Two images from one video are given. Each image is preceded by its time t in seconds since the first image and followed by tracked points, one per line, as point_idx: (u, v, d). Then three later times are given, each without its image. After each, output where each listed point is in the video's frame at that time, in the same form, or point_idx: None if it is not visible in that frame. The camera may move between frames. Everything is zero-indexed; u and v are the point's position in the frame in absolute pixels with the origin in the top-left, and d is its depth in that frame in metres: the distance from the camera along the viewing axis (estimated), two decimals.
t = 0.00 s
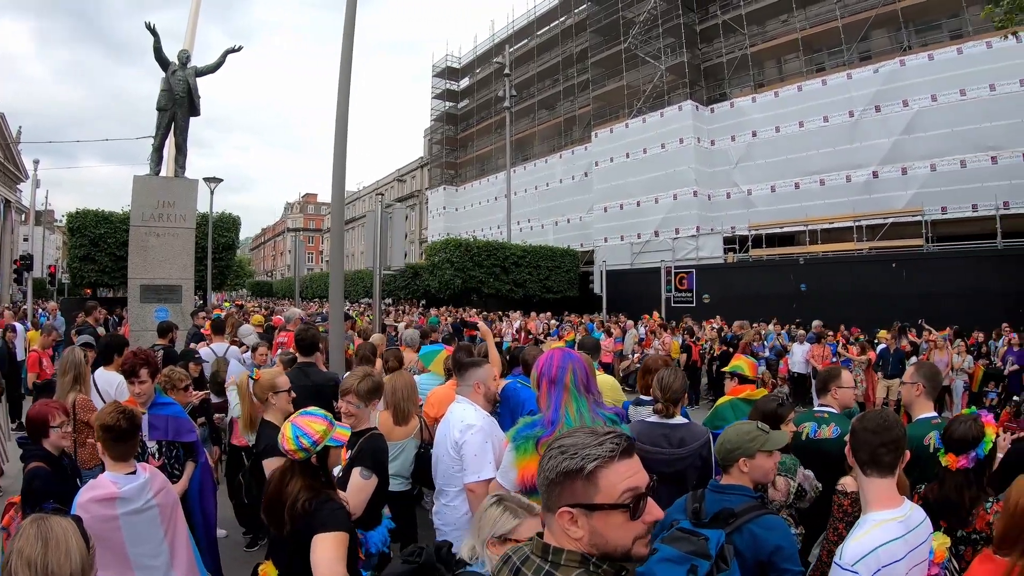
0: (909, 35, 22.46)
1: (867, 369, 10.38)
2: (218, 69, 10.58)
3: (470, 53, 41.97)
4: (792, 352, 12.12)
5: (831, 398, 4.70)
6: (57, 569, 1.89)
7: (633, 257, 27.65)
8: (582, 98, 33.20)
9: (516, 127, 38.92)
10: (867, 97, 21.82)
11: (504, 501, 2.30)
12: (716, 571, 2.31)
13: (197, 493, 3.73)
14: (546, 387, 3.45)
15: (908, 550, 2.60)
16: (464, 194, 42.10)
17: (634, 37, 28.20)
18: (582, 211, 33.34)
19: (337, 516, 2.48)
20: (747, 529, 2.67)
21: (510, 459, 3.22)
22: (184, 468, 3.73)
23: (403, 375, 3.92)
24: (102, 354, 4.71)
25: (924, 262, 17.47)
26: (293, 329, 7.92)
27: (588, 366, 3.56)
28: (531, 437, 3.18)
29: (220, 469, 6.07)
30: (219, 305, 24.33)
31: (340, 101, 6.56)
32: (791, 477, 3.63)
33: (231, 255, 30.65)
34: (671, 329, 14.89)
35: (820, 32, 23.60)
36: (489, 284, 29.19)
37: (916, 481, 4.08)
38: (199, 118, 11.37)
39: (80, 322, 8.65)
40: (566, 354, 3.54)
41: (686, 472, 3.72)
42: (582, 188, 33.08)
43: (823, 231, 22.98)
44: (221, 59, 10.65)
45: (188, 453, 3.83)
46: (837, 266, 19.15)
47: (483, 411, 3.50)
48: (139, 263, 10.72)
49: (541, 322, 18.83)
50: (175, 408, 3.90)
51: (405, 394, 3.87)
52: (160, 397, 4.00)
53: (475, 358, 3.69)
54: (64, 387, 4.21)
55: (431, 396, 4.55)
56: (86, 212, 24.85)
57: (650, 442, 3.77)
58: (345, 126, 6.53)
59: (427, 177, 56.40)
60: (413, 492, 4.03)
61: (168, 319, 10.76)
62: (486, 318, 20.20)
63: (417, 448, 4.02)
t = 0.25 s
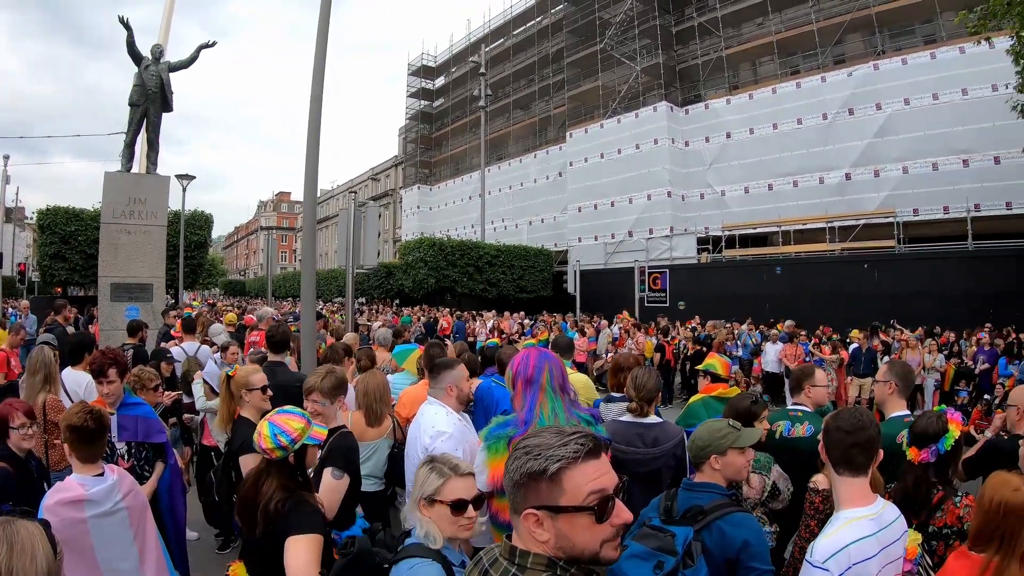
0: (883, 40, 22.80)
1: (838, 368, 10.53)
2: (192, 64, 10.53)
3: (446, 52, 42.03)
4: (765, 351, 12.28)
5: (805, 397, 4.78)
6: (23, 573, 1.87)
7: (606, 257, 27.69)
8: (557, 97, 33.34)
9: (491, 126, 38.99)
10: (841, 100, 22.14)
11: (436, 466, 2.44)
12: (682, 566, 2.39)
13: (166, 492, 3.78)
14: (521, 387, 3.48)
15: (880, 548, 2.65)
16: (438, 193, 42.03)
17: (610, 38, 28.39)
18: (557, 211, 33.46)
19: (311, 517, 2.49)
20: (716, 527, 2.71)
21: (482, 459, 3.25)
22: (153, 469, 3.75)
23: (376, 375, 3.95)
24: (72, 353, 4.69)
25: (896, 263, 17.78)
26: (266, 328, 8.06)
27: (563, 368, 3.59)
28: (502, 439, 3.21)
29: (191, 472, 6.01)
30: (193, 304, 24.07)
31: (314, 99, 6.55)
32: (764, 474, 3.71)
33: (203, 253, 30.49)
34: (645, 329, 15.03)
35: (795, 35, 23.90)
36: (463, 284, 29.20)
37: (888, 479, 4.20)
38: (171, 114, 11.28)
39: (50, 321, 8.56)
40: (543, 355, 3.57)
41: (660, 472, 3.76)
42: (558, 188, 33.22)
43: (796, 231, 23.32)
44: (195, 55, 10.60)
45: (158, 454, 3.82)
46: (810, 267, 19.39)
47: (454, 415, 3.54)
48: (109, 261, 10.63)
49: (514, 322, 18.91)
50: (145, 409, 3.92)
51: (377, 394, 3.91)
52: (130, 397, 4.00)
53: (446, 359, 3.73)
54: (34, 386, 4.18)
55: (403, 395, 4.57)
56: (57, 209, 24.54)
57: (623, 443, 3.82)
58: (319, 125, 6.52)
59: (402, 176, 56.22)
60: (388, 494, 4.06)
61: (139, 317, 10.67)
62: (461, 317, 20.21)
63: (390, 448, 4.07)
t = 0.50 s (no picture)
0: (872, 42, 22.96)
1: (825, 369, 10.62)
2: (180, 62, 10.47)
3: (435, 51, 42.02)
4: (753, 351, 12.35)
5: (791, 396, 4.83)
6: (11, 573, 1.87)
7: (594, 257, 27.76)
8: (546, 97, 33.38)
9: (480, 126, 39.03)
10: (829, 102, 22.29)
11: (406, 463, 2.45)
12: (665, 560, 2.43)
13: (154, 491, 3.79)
14: (509, 387, 3.50)
15: (863, 546, 2.69)
16: (427, 193, 42.01)
17: (600, 39, 28.44)
18: (545, 211, 33.48)
19: (287, 513, 2.51)
20: (699, 521, 2.74)
21: (468, 458, 3.25)
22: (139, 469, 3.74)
23: (364, 374, 3.97)
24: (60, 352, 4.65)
25: (884, 264, 17.90)
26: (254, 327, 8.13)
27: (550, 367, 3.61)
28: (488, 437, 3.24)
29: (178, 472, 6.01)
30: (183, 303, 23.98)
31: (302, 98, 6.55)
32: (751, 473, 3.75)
33: (190, 253, 30.40)
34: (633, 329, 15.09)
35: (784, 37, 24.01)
36: (451, 284, 29.18)
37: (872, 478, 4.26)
38: (160, 112, 11.23)
39: (37, 321, 8.53)
40: (531, 354, 3.59)
41: (648, 470, 3.78)
42: (546, 188, 33.26)
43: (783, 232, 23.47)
44: (182, 54, 10.55)
45: (145, 454, 3.82)
46: (798, 267, 19.50)
47: (441, 414, 3.56)
48: (97, 261, 10.58)
49: (502, 322, 18.94)
50: (133, 409, 3.92)
51: (364, 393, 3.92)
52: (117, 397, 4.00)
53: (433, 358, 3.75)
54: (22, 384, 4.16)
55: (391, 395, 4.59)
56: (44, 207, 24.42)
57: (611, 442, 3.85)
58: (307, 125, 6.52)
59: (390, 175, 56.16)
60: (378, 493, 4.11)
61: (127, 316, 10.62)
62: (450, 317, 20.21)
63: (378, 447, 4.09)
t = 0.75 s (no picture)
0: (858, 46, 23.17)
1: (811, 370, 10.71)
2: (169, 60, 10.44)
3: (423, 51, 42.03)
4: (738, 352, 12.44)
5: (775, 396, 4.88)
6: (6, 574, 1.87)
7: (581, 258, 27.91)
8: (534, 98, 33.46)
9: (468, 127, 39.07)
10: (815, 104, 22.48)
11: (407, 464, 2.46)
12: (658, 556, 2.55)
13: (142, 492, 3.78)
14: (495, 386, 3.52)
15: (849, 542, 2.74)
16: (413, 193, 41.98)
17: (588, 40, 28.53)
18: (532, 211, 33.52)
19: (251, 508, 2.54)
20: (693, 518, 2.75)
21: (454, 458, 3.26)
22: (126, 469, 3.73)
23: (351, 375, 3.99)
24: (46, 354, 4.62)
25: (868, 265, 18.04)
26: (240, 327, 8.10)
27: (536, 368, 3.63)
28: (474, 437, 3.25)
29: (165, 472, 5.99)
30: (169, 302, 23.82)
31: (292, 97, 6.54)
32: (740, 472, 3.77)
33: (177, 252, 30.23)
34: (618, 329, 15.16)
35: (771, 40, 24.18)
36: (438, 284, 29.15)
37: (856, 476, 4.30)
38: (147, 110, 11.18)
39: (23, 321, 8.46)
40: (517, 354, 3.61)
41: (633, 470, 3.81)
42: (533, 188, 33.32)
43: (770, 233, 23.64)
44: (170, 52, 10.51)
45: (132, 454, 3.82)
46: (784, 268, 19.63)
47: (425, 412, 3.59)
48: (83, 260, 10.51)
49: (488, 322, 18.97)
50: (119, 409, 3.91)
51: (352, 394, 3.93)
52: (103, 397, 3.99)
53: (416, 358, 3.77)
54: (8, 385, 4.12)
55: (378, 395, 4.61)
56: (29, 206, 24.22)
57: (599, 442, 3.88)
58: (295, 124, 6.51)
59: (377, 175, 56.10)
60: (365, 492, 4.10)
61: (113, 316, 10.54)
62: (437, 317, 20.21)
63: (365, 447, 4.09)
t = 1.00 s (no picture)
0: (841, 48, 23.38)
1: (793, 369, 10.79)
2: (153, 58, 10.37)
3: (407, 51, 41.98)
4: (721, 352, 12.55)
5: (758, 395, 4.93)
6: None
7: (565, 258, 27.98)
8: (518, 98, 33.51)
9: (452, 127, 39.07)
10: (799, 106, 22.67)
11: (397, 465, 2.46)
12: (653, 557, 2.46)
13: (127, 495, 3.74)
14: (479, 386, 3.55)
15: (835, 538, 2.79)
16: (397, 193, 41.88)
17: (572, 40, 28.61)
18: (516, 212, 33.56)
19: (219, 503, 2.58)
20: (689, 519, 2.77)
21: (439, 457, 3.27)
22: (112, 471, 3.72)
23: (336, 375, 4.02)
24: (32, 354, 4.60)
25: (850, 266, 18.22)
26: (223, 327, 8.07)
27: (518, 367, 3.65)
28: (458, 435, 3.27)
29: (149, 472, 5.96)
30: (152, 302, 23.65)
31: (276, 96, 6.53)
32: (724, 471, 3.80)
33: (159, 251, 30.01)
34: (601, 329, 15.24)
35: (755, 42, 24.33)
36: (421, 285, 29.08)
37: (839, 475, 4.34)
38: (130, 109, 11.11)
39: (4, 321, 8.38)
40: (499, 354, 3.64)
41: (618, 469, 3.84)
42: (516, 189, 33.33)
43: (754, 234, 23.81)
44: (154, 50, 10.46)
45: (117, 455, 3.81)
46: (768, 269, 19.78)
47: (405, 410, 3.63)
48: (65, 259, 10.41)
49: (472, 322, 18.99)
50: (103, 410, 3.90)
51: (337, 394, 3.95)
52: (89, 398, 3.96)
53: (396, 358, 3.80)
54: None
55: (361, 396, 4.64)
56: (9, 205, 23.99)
57: (583, 440, 3.91)
58: (280, 123, 6.50)
59: (360, 175, 55.89)
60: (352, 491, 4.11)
61: (95, 316, 10.45)
62: (421, 318, 20.20)
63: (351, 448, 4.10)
